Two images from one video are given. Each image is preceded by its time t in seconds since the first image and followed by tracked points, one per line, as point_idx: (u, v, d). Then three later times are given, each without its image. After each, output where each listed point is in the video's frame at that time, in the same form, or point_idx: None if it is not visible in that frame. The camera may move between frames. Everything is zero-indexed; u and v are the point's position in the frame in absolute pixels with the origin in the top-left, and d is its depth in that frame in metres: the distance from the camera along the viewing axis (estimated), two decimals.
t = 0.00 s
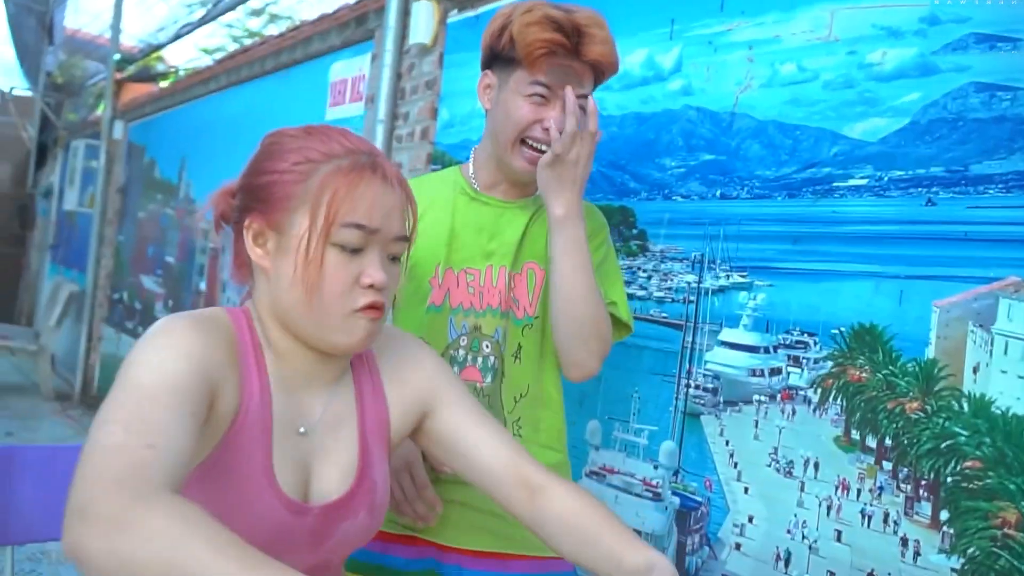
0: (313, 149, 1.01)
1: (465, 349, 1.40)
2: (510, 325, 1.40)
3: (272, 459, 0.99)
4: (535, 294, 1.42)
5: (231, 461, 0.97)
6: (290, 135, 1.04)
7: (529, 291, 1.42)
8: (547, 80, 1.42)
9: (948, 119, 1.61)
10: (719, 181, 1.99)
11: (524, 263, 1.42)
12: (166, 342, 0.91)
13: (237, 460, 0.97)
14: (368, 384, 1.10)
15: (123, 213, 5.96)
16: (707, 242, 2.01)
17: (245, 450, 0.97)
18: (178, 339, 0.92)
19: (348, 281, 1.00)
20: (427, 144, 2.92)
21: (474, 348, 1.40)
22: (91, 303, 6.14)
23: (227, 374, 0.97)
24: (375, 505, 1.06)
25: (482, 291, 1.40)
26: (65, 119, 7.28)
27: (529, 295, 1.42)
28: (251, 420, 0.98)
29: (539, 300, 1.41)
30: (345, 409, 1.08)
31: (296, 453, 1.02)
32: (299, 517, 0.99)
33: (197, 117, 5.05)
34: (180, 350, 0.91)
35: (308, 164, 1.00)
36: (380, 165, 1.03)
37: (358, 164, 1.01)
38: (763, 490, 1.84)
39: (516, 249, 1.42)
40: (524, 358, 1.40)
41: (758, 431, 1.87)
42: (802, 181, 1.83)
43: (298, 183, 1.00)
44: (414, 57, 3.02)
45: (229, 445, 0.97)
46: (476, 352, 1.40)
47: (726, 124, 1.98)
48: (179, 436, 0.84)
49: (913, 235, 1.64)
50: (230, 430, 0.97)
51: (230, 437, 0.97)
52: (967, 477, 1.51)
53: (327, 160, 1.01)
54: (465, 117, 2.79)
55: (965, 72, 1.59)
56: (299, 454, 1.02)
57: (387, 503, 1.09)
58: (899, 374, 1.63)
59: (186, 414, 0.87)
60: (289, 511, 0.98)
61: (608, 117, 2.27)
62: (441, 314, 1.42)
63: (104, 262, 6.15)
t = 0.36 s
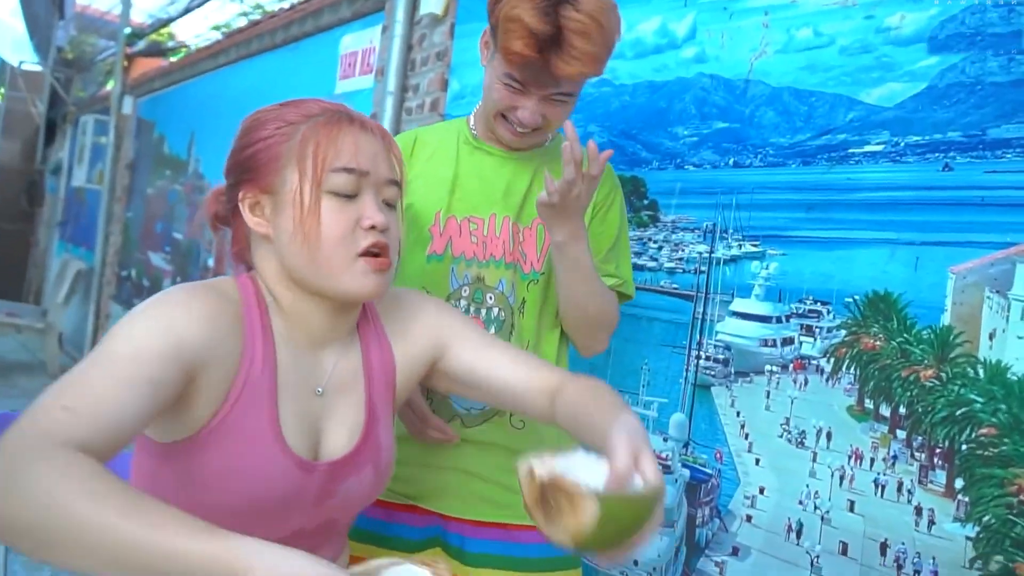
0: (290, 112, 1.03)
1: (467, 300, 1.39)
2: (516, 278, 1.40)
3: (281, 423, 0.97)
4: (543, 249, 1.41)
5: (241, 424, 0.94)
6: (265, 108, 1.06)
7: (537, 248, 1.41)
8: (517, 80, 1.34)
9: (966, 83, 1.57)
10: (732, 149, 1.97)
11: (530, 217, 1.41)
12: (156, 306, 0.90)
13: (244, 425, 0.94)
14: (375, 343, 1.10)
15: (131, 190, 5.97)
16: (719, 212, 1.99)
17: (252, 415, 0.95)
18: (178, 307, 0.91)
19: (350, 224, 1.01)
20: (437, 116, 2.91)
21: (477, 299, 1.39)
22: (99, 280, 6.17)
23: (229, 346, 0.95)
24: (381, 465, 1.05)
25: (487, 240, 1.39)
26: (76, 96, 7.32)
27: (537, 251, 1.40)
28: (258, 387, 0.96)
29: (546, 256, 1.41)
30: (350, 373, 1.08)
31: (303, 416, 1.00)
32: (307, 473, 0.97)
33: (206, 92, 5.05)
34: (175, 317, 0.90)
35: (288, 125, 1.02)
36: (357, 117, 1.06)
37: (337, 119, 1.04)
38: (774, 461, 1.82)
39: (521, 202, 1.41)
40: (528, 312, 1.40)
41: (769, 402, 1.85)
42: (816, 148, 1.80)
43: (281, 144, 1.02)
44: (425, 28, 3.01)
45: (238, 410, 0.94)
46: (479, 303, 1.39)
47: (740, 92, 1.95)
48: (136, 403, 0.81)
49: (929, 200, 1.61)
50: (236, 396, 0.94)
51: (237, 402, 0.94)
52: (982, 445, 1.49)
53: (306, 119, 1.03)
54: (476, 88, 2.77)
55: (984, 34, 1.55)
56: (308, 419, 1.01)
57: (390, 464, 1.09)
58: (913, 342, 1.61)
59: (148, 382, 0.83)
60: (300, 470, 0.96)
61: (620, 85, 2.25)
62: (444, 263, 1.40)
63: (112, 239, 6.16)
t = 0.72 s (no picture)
0: (232, 119, 1.02)
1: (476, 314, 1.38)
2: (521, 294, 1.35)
3: (275, 440, 0.92)
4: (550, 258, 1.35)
5: (233, 449, 0.90)
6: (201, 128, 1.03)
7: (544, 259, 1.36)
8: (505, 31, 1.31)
9: (934, 65, 1.58)
10: (705, 143, 1.96)
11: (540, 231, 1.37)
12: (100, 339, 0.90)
13: (235, 449, 0.90)
14: (373, 347, 1.06)
15: (104, 218, 5.92)
16: (695, 206, 1.99)
17: (242, 438, 0.90)
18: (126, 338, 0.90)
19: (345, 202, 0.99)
20: (408, 126, 2.90)
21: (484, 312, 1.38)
22: (77, 309, 6.12)
23: (199, 373, 0.92)
24: (391, 468, 1.02)
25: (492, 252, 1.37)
26: (44, 127, 7.27)
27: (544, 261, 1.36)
28: (243, 403, 0.92)
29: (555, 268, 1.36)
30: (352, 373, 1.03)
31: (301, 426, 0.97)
32: (312, 492, 0.92)
33: (175, 116, 5.02)
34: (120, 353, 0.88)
35: (242, 130, 1.01)
36: (297, 105, 1.07)
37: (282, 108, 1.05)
38: (764, 453, 1.81)
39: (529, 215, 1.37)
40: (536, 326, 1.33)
41: (756, 394, 1.84)
42: (789, 137, 1.80)
43: (247, 143, 1.01)
44: (391, 39, 3.00)
45: (225, 433, 0.90)
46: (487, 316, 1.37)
47: (709, 86, 1.95)
48: (34, 445, 0.84)
49: (903, 183, 1.60)
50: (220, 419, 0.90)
51: (222, 426, 0.90)
52: (971, 425, 1.48)
53: (256, 119, 1.02)
54: (446, 96, 2.75)
55: (950, 15, 1.56)
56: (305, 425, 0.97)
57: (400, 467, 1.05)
58: (897, 326, 1.60)
59: (54, 424, 0.84)
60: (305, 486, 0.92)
61: (590, 86, 2.24)
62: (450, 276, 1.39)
63: (87, 268, 6.10)
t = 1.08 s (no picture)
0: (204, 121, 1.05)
1: (478, 312, 1.40)
2: (524, 289, 1.39)
3: (279, 427, 0.92)
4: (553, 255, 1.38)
5: (238, 438, 0.90)
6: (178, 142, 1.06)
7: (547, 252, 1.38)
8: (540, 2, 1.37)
9: (948, 72, 1.57)
10: (717, 149, 1.96)
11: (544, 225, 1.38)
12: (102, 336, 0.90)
13: (240, 437, 0.90)
14: (370, 337, 1.07)
15: (120, 218, 5.97)
16: (707, 212, 1.99)
17: (246, 426, 0.91)
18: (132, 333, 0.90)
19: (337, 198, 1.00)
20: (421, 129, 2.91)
21: (487, 312, 1.40)
22: (92, 307, 6.17)
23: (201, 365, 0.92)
24: (395, 448, 1.02)
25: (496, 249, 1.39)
26: (63, 126, 7.35)
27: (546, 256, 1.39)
28: (245, 391, 0.92)
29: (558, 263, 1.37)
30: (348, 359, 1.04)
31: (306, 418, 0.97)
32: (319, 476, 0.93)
33: (192, 117, 5.07)
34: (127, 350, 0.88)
35: (212, 127, 1.03)
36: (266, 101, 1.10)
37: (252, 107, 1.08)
38: (773, 460, 1.80)
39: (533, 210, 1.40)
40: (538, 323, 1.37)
41: (766, 400, 1.84)
42: (802, 143, 1.79)
43: (217, 137, 1.02)
44: (406, 42, 3.02)
45: (229, 422, 0.90)
46: (490, 316, 1.39)
47: (722, 91, 1.95)
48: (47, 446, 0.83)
49: (916, 191, 1.60)
50: (224, 409, 0.90)
51: (225, 415, 0.90)
52: (982, 434, 1.48)
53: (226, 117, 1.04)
54: (460, 99, 2.76)
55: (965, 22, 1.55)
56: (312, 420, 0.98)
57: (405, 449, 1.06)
58: (908, 334, 1.60)
59: (63, 425, 0.84)
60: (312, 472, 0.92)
61: (603, 91, 2.24)
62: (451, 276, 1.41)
63: (103, 267, 6.16)
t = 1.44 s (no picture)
0: (178, 142, 1.06)
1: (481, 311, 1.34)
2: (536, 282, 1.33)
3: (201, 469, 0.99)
4: (568, 244, 1.33)
5: (161, 480, 0.97)
6: (153, 133, 1.10)
7: (561, 241, 1.33)
8: None
9: (937, 53, 1.53)
10: (704, 150, 1.91)
11: (552, 212, 1.34)
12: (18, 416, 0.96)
13: (162, 484, 0.97)
14: (309, 383, 1.16)
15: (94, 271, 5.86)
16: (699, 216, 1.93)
17: (166, 472, 0.97)
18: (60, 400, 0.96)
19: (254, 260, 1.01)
20: (397, 155, 2.85)
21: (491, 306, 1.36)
22: (72, 363, 6.07)
23: (113, 416, 0.98)
24: (347, 488, 1.08)
25: (496, 244, 1.36)
26: (30, 183, 7.25)
27: (563, 245, 1.33)
28: (162, 439, 0.99)
29: (574, 248, 1.32)
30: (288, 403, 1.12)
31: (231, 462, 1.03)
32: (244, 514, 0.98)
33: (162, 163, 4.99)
34: (45, 424, 0.94)
35: (177, 156, 1.05)
36: (255, 139, 1.09)
37: (231, 144, 1.07)
38: (789, 466, 1.74)
39: (540, 198, 1.35)
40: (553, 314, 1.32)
41: (777, 405, 1.78)
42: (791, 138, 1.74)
43: (172, 177, 1.04)
44: (376, 67, 2.97)
45: (150, 470, 0.96)
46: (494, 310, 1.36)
47: (704, 92, 1.91)
48: None
49: (914, 177, 1.55)
50: (143, 459, 0.97)
51: (144, 465, 0.96)
52: (1006, 423, 1.42)
53: (195, 149, 1.05)
54: (434, 121, 2.71)
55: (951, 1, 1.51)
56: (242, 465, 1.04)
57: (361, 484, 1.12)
58: (919, 324, 1.54)
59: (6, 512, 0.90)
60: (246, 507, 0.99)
61: (582, 101, 2.20)
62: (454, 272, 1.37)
63: (80, 322, 6.04)
